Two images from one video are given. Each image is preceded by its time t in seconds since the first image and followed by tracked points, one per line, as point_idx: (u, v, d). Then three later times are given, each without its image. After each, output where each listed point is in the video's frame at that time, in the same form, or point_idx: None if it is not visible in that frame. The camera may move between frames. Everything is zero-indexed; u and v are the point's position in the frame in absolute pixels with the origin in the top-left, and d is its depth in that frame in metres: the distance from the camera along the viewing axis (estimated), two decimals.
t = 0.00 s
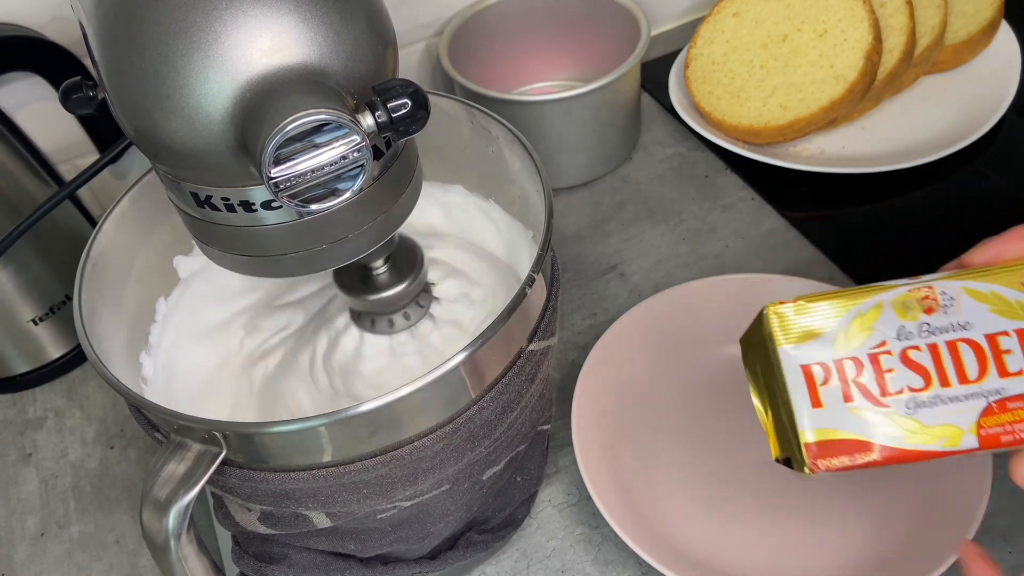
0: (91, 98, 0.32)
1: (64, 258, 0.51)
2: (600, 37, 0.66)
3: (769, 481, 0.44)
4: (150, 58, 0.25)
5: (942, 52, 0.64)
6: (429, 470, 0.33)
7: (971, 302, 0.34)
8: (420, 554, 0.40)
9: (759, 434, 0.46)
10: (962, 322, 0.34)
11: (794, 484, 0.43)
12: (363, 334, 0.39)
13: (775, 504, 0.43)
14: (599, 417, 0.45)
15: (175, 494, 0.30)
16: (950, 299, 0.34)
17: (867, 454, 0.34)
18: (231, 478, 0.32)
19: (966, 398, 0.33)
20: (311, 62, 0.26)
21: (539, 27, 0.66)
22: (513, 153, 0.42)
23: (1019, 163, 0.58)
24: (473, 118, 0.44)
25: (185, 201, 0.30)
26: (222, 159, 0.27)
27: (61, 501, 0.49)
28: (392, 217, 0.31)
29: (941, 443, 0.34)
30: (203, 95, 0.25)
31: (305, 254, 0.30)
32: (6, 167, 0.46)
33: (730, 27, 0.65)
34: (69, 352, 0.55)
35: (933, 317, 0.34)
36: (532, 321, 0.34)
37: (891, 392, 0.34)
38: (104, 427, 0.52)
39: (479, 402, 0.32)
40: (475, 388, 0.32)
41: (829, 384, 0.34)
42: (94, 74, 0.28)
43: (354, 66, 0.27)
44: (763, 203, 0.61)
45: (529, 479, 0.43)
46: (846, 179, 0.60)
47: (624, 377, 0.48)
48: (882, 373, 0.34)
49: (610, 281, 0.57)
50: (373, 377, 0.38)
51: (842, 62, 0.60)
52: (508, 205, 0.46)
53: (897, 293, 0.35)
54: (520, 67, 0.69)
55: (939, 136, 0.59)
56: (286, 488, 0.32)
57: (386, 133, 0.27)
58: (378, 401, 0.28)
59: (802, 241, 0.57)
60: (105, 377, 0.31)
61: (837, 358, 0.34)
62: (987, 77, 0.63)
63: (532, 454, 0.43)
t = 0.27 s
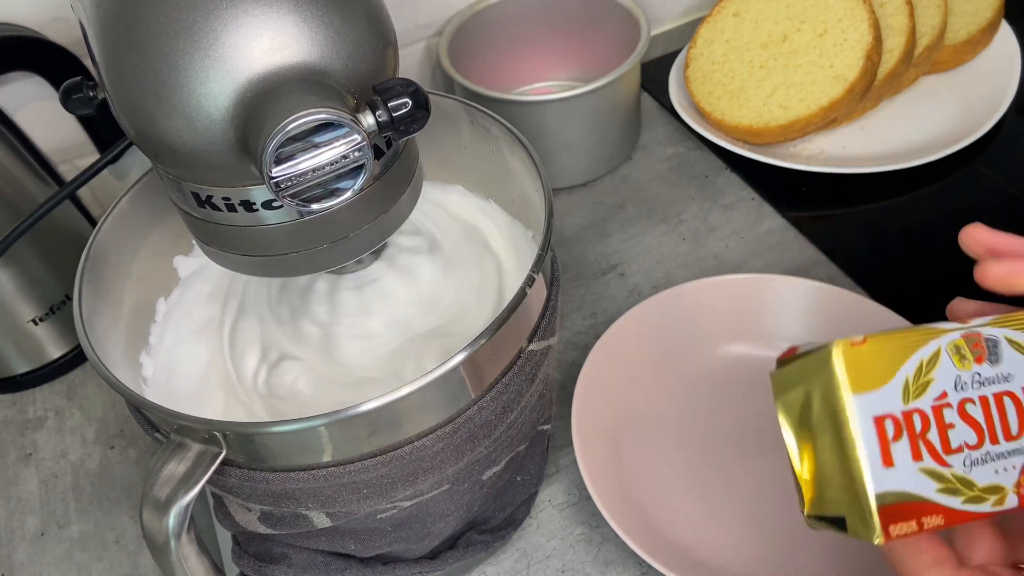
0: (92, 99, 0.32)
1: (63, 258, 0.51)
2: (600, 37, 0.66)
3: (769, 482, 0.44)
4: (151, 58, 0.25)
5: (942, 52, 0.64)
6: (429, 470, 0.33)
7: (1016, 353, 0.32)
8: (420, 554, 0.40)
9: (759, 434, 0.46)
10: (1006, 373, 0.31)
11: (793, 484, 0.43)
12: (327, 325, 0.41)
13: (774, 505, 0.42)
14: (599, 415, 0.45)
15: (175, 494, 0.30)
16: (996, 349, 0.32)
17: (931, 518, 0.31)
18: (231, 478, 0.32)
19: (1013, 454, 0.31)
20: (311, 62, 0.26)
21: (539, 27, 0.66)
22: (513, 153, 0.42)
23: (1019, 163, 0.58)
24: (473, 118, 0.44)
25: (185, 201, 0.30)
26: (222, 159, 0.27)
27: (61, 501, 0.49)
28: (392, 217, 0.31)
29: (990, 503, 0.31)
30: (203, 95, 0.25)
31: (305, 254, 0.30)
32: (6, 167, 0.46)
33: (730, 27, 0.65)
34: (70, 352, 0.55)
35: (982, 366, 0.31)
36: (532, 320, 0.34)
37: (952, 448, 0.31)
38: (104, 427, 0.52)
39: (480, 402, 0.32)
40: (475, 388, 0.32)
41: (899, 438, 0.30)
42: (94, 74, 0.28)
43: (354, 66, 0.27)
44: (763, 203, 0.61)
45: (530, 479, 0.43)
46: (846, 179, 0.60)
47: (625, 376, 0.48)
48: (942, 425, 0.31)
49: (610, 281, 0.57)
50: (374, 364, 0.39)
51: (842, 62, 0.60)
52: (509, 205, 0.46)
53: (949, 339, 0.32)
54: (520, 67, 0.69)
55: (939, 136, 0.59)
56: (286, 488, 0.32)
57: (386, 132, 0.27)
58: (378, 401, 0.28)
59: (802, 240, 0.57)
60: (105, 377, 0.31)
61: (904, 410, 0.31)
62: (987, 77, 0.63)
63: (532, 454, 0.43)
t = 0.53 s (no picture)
0: (91, 99, 0.32)
1: (63, 258, 0.51)
2: (601, 37, 0.66)
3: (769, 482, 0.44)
4: (150, 58, 0.25)
5: (942, 52, 0.64)
6: (429, 470, 0.33)
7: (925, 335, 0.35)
8: (419, 554, 0.40)
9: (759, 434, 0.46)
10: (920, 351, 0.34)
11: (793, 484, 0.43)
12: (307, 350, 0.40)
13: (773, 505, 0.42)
14: (599, 415, 0.45)
15: (175, 494, 0.30)
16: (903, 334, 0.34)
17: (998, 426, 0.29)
18: (230, 478, 0.32)
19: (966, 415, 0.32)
20: (310, 62, 0.26)
21: (539, 27, 0.66)
22: (513, 153, 0.42)
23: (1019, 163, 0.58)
24: (473, 118, 0.44)
25: (185, 201, 0.30)
26: (221, 159, 0.27)
27: (61, 501, 0.49)
28: (392, 217, 0.31)
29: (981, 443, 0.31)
30: (202, 95, 0.25)
31: (305, 255, 0.30)
32: (6, 167, 0.46)
33: (730, 27, 0.65)
34: (70, 352, 0.55)
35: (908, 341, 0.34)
36: (532, 321, 0.34)
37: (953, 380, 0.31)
38: (104, 427, 0.52)
39: (479, 402, 0.32)
40: (475, 388, 0.32)
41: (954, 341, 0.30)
42: (94, 74, 0.28)
43: (354, 66, 0.27)
44: (763, 203, 0.61)
45: (529, 478, 0.43)
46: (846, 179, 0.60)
47: (625, 377, 0.47)
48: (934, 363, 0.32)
49: (610, 281, 0.57)
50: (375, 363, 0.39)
51: (842, 62, 0.60)
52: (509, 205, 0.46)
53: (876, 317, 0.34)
54: (520, 67, 0.69)
55: (939, 136, 0.59)
56: (286, 489, 0.32)
57: (386, 133, 0.27)
58: (378, 401, 0.28)
59: (803, 240, 0.57)
60: (105, 378, 0.31)
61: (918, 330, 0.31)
62: (987, 77, 0.63)
63: (532, 454, 0.43)
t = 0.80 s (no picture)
0: (91, 99, 0.32)
1: (63, 258, 0.51)
2: (600, 37, 0.66)
3: (769, 483, 0.44)
4: (150, 58, 0.25)
5: (942, 52, 0.64)
6: (429, 470, 0.33)
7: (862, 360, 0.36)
8: (419, 554, 0.40)
9: (759, 435, 0.46)
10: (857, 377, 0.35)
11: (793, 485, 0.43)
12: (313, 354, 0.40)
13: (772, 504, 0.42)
14: (599, 416, 0.45)
15: (175, 494, 0.30)
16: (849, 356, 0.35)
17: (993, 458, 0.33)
18: (230, 478, 0.32)
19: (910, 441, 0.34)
20: (310, 62, 0.26)
21: (539, 27, 0.66)
22: (513, 153, 0.42)
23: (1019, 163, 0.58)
24: (472, 118, 0.44)
25: (184, 201, 0.30)
26: (221, 159, 0.27)
27: (61, 501, 0.49)
28: (391, 217, 0.31)
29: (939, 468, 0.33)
30: (203, 95, 0.25)
31: (305, 255, 0.30)
32: (6, 167, 0.46)
33: (730, 27, 0.65)
34: (70, 352, 0.55)
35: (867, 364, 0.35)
36: (532, 321, 0.34)
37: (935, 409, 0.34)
38: (104, 427, 0.52)
39: (480, 402, 0.32)
40: (475, 388, 0.32)
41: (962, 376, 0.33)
42: (93, 74, 0.28)
43: (354, 66, 0.27)
44: (763, 203, 0.61)
45: (529, 478, 0.43)
46: (846, 179, 0.60)
47: (625, 377, 0.47)
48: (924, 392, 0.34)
49: (610, 281, 0.57)
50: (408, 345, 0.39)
51: (842, 62, 0.60)
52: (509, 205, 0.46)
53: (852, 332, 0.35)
54: (520, 67, 0.69)
55: (939, 136, 0.59)
56: (286, 489, 0.32)
57: (386, 133, 0.27)
58: (377, 402, 0.28)
59: (803, 240, 0.57)
60: (105, 378, 0.31)
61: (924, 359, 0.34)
62: (987, 77, 0.63)
63: (532, 454, 0.43)
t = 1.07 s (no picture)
0: (91, 98, 0.32)
1: (63, 258, 0.51)
2: (600, 37, 0.66)
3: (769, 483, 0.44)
4: (151, 58, 0.25)
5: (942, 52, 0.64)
6: (429, 470, 0.33)
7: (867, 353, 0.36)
8: (420, 554, 0.40)
9: (759, 434, 0.46)
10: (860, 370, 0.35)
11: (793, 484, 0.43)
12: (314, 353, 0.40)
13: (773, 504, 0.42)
14: (599, 416, 0.45)
15: (175, 494, 0.30)
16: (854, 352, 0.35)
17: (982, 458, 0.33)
18: (231, 478, 0.32)
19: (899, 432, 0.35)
20: (310, 62, 0.26)
21: (539, 27, 0.66)
22: (513, 152, 0.42)
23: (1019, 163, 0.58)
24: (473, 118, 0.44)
25: (185, 201, 0.30)
26: (222, 159, 0.27)
27: (61, 501, 0.49)
28: (392, 217, 0.31)
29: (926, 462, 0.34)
30: (203, 94, 0.25)
31: (305, 254, 0.30)
32: (6, 167, 0.46)
33: (730, 27, 0.65)
34: (70, 352, 0.55)
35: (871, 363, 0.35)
36: (532, 321, 0.34)
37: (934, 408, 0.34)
38: (104, 427, 0.52)
39: (480, 402, 0.32)
40: (475, 388, 0.32)
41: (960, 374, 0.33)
42: (94, 74, 0.28)
43: (354, 66, 0.27)
44: (763, 203, 0.61)
45: (530, 478, 0.43)
46: (846, 179, 0.60)
47: (625, 376, 0.47)
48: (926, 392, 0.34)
49: (610, 281, 0.57)
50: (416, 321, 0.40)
51: (842, 62, 0.60)
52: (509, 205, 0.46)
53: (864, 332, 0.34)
54: (520, 67, 0.69)
55: (939, 136, 0.59)
56: (286, 489, 0.32)
57: (386, 132, 0.27)
58: (378, 401, 0.28)
59: (803, 240, 0.57)
60: (105, 378, 0.31)
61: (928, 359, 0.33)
62: (987, 77, 0.63)
63: (532, 454, 0.43)
